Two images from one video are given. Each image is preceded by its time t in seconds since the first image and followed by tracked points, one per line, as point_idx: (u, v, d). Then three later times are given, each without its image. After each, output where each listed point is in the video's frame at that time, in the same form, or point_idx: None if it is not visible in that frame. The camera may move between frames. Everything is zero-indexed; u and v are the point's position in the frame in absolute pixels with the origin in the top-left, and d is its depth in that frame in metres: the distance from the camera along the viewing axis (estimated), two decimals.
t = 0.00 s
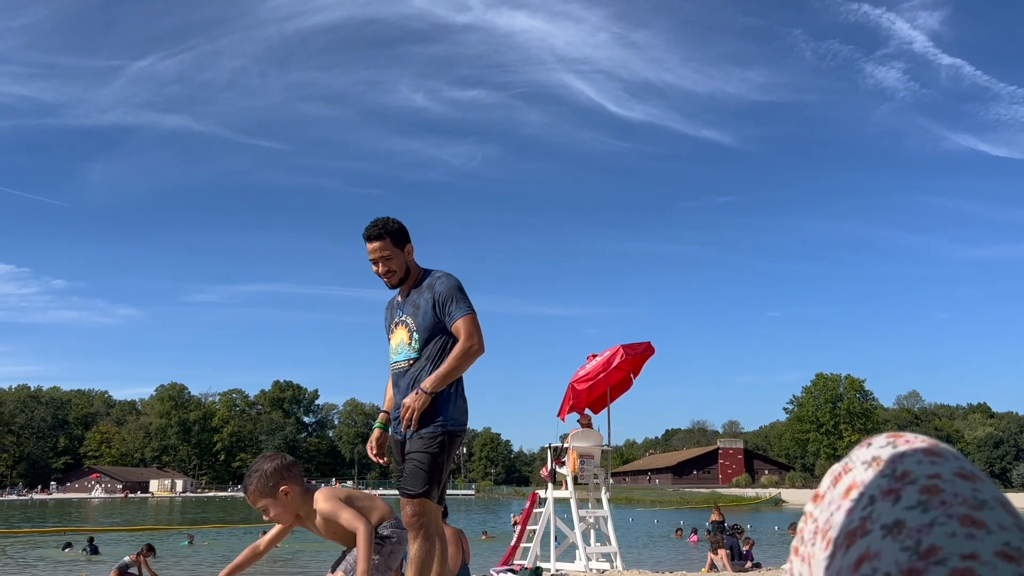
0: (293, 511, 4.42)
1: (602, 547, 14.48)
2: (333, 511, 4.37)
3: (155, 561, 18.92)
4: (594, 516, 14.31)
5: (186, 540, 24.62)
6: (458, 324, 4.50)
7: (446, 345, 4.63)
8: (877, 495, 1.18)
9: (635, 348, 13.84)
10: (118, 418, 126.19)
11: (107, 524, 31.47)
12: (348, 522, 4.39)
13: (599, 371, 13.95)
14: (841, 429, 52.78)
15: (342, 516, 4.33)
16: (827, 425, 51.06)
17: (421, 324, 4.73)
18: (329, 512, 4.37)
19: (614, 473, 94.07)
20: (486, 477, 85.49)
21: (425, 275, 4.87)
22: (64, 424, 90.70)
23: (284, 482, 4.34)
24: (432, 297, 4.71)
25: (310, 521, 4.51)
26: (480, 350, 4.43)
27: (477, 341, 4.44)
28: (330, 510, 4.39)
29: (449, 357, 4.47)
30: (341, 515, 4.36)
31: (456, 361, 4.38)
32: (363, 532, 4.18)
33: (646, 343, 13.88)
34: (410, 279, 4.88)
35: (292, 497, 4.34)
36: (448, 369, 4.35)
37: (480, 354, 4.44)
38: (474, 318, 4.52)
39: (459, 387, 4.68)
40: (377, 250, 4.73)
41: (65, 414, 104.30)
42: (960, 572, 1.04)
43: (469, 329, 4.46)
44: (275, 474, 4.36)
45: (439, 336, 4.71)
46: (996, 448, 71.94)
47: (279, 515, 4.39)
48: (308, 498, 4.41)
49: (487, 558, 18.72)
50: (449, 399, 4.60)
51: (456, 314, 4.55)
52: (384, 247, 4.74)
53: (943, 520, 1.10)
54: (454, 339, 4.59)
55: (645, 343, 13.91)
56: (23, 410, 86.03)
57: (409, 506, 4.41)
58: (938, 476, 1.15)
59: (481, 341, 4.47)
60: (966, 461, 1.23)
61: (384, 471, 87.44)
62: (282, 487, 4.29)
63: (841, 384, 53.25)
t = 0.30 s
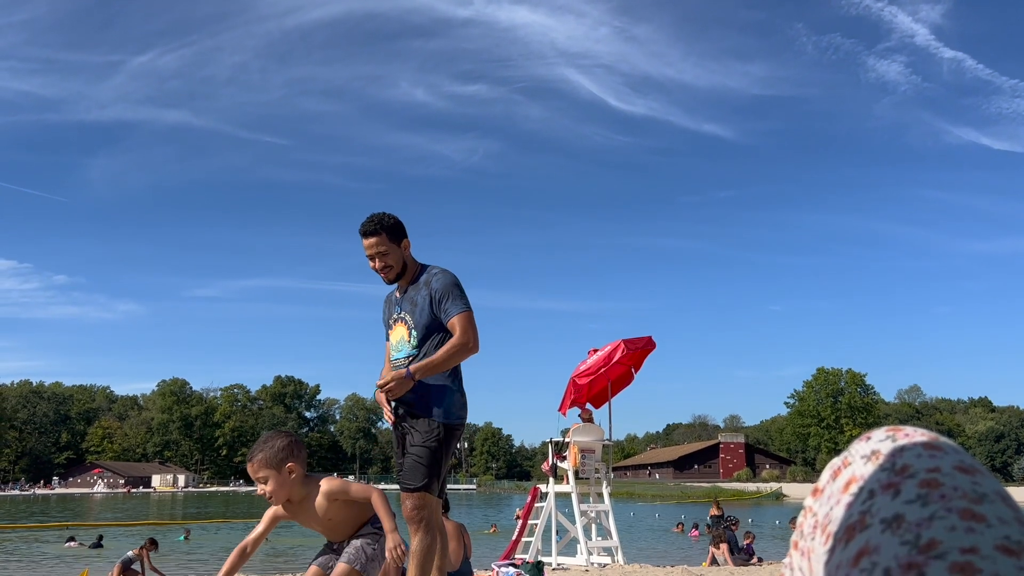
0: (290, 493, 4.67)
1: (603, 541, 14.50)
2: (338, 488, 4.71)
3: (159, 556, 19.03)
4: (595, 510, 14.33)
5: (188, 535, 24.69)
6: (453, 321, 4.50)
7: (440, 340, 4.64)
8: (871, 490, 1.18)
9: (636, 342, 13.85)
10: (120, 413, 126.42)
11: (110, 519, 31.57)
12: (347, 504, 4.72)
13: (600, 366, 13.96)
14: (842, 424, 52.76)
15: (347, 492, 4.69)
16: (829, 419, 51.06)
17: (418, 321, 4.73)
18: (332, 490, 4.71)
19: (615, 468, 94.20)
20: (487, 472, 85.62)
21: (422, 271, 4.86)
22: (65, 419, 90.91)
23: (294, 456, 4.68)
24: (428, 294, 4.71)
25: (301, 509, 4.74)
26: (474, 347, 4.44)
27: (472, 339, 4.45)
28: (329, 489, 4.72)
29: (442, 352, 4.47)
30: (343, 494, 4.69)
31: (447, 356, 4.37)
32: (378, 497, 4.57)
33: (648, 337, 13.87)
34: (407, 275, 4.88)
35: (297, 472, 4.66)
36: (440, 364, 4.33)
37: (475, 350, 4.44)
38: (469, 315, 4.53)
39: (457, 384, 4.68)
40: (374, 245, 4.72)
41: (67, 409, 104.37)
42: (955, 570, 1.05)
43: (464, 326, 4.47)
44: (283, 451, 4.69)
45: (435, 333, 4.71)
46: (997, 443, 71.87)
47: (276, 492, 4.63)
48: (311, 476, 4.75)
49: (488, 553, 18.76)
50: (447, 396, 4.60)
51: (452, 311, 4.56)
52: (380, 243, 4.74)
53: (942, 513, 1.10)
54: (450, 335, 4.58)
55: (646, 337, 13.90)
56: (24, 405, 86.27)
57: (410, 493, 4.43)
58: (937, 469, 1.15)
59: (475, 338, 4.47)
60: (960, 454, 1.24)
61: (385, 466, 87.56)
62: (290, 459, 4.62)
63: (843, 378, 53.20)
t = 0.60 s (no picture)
0: (294, 485, 4.69)
1: (605, 536, 14.51)
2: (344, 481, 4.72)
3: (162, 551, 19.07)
4: (597, 505, 14.33)
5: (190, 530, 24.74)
6: (446, 315, 4.48)
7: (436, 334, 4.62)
8: (877, 482, 1.16)
9: (638, 337, 13.84)
10: (123, 408, 126.67)
11: (113, 514, 31.65)
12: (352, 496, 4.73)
13: (601, 361, 13.94)
14: (844, 418, 52.77)
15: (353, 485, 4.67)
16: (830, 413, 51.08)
17: (416, 315, 4.73)
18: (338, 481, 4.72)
19: (617, 462, 94.28)
20: (489, 466, 85.75)
21: (420, 265, 4.84)
22: (68, 414, 91.02)
23: (300, 447, 4.72)
24: (425, 288, 4.68)
25: (305, 502, 4.77)
26: (465, 341, 4.41)
27: (464, 334, 4.42)
28: (336, 481, 4.72)
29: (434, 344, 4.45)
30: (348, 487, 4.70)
31: (437, 352, 4.36)
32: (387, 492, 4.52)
33: (649, 332, 13.86)
34: (404, 270, 4.86)
35: (304, 464, 4.69)
36: (430, 359, 4.34)
37: (465, 345, 4.42)
38: (462, 309, 4.50)
39: (460, 377, 4.66)
40: (371, 240, 4.72)
41: (70, 404, 104.82)
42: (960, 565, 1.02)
43: (456, 321, 4.44)
44: (293, 441, 4.74)
45: (432, 328, 4.69)
46: (999, 437, 71.90)
47: (281, 483, 4.64)
48: (316, 468, 4.78)
49: (490, 547, 18.79)
50: (449, 389, 4.59)
51: (445, 305, 4.53)
52: (377, 238, 4.73)
53: (942, 505, 1.09)
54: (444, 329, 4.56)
55: (648, 332, 13.89)
56: (27, 400, 86.46)
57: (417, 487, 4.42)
58: (939, 460, 1.14)
59: (468, 333, 4.45)
60: (965, 445, 1.22)
61: (388, 461, 87.73)
62: (297, 451, 4.65)
63: (845, 373, 53.14)
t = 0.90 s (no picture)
0: (307, 473, 4.72)
1: (607, 531, 14.51)
2: (356, 472, 4.71)
3: (165, 546, 19.14)
4: (600, 500, 14.35)
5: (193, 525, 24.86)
6: (448, 309, 4.45)
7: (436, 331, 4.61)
8: (875, 475, 1.16)
9: (640, 333, 13.85)
10: (125, 404, 127.00)
11: (116, 510, 31.75)
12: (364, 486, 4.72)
13: (604, 357, 13.96)
14: (846, 414, 52.75)
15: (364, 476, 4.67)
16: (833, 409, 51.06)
17: (415, 313, 4.73)
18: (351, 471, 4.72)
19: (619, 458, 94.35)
20: (492, 462, 85.93)
21: (419, 259, 4.82)
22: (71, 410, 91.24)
23: (315, 436, 4.74)
24: (424, 283, 4.66)
25: (317, 490, 4.78)
26: (469, 336, 4.40)
27: (467, 328, 4.41)
28: (348, 471, 4.72)
29: (435, 341, 4.43)
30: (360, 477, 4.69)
31: (441, 347, 4.34)
32: (395, 487, 4.52)
33: (651, 328, 13.86)
34: (404, 264, 4.85)
35: (318, 453, 4.72)
36: (433, 355, 4.32)
37: (469, 340, 4.39)
38: (464, 304, 4.47)
39: (460, 371, 4.65)
40: (369, 236, 4.72)
41: (73, 400, 105.17)
42: (959, 557, 1.01)
43: (459, 315, 4.41)
44: (306, 428, 4.75)
45: (432, 323, 4.68)
46: (1002, 433, 71.83)
47: (294, 471, 4.67)
48: (329, 457, 4.80)
49: (492, 543, 18.80)
50: (449, 383, 4.57)
51: (446, 300, 4.50)
52: (376, 233, 4.72)
53: (941, 498, 1.08)
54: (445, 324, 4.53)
55: (650, 328, 13.89)
56: (30, 396, 86.72)
57: (426, 481, 4.43)
58: (935, 454, 1.14)
59: (472, 327, 4.42)
60: (967, 441, 1.21)
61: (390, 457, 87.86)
62: (311, 439, 4.68)
63: (847, 369, 53.02)
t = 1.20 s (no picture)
0: (318, 458, 4.75)
1: (609, 528, 14.50)
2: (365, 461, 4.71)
3: (167, 543, 19.19)
4: (602, 497, 14.33)
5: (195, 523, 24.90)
6: (449, 305, 4.42)
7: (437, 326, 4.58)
8: (878, 471, 1.14)
9: (643, 330, 13.83)
10: (129, 400, 127.28)
11: (120, 507, 31.82)
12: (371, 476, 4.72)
13: (606, 354, 13.96)
14: (849, 412, 52.67)
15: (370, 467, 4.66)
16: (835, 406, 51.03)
17: (416, 308, 4.71)
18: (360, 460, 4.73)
19: (622, 455, 94.33)
20: (494, 459, 86.03)
21: (423, 252, 4.80)
22: (74, 407, 91.48)
23: (328, 420, 4.77)
24: (425, 279, 4.64)
25: (328, 477, 4.79)
26: (469, 331, 4.36)
27: (468, 324, 4.38)
28: (356, 460, 4.73)
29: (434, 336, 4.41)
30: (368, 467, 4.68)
31: (440, 344, 4.32)
32: (397, 482, 4.52)
33: (655, 325, 13.83)
34: (408, 258, 4.83)
35: (329, 439, 4.76)
36: (432, 352, 4.31)
37: (470, 337, 4.36)
38: (465, 299, 4.45)
39: (461, 367, 4.62)
40: (372, 231, 4.70)
41: (76, 396, 105.54)
42: (960, 554, 1.00)
43: (459, 313, 4.38)
44: (319, 415, 4.78)
45: (432, 319, 4.67)
46: (1005, 431, 71.78)
47: (305, 456, 4.71)
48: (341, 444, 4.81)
49: (494, 541, 18.81)
50: (448, 379, 4.54)
51: (446, 296, 4.48)
52: (379, 228, 4.71)
53: (947, 494, 1.05)
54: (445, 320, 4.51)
55: (654, 326, 13.88)
56: (34, 393, 86.96)
57: (427, 476, 4.41)
58: (940, 452, 1.11)
59: (473, 324, 4.39)
60: (971, 438, 1.19)
61: (393, 453, 87.99)
62: (322, 425, 4.71)
63: (850, 366, 52.94)
